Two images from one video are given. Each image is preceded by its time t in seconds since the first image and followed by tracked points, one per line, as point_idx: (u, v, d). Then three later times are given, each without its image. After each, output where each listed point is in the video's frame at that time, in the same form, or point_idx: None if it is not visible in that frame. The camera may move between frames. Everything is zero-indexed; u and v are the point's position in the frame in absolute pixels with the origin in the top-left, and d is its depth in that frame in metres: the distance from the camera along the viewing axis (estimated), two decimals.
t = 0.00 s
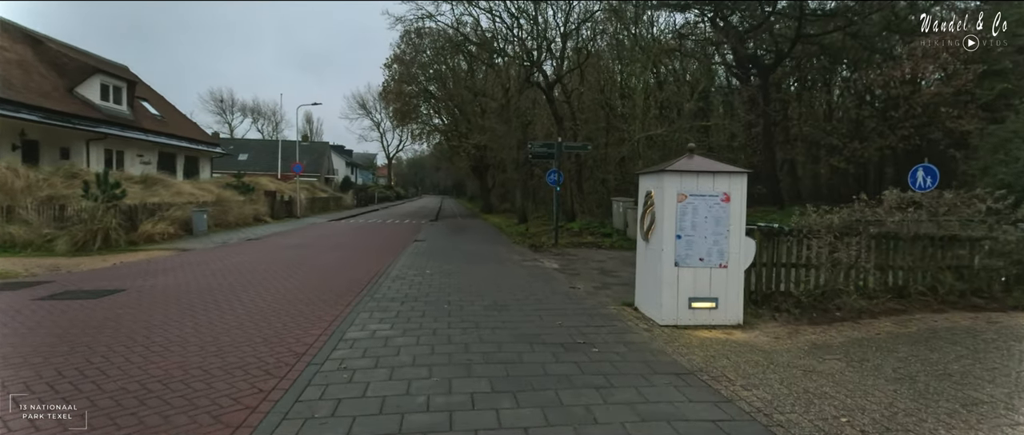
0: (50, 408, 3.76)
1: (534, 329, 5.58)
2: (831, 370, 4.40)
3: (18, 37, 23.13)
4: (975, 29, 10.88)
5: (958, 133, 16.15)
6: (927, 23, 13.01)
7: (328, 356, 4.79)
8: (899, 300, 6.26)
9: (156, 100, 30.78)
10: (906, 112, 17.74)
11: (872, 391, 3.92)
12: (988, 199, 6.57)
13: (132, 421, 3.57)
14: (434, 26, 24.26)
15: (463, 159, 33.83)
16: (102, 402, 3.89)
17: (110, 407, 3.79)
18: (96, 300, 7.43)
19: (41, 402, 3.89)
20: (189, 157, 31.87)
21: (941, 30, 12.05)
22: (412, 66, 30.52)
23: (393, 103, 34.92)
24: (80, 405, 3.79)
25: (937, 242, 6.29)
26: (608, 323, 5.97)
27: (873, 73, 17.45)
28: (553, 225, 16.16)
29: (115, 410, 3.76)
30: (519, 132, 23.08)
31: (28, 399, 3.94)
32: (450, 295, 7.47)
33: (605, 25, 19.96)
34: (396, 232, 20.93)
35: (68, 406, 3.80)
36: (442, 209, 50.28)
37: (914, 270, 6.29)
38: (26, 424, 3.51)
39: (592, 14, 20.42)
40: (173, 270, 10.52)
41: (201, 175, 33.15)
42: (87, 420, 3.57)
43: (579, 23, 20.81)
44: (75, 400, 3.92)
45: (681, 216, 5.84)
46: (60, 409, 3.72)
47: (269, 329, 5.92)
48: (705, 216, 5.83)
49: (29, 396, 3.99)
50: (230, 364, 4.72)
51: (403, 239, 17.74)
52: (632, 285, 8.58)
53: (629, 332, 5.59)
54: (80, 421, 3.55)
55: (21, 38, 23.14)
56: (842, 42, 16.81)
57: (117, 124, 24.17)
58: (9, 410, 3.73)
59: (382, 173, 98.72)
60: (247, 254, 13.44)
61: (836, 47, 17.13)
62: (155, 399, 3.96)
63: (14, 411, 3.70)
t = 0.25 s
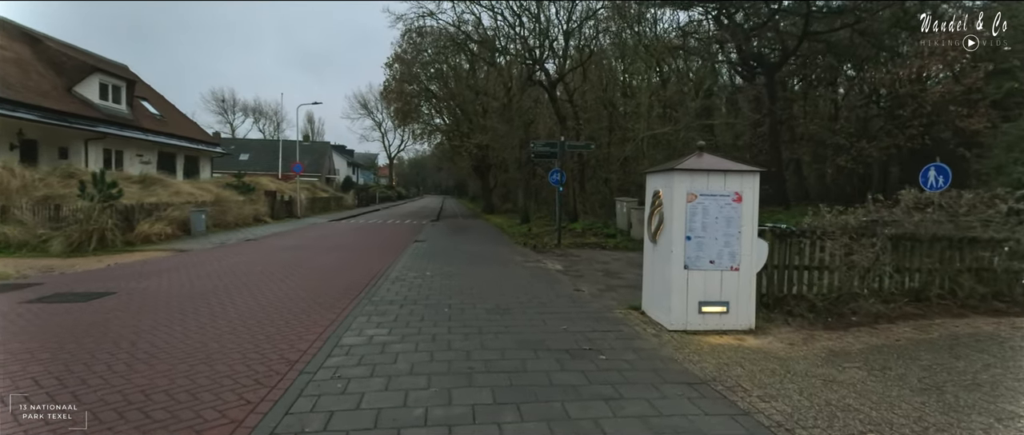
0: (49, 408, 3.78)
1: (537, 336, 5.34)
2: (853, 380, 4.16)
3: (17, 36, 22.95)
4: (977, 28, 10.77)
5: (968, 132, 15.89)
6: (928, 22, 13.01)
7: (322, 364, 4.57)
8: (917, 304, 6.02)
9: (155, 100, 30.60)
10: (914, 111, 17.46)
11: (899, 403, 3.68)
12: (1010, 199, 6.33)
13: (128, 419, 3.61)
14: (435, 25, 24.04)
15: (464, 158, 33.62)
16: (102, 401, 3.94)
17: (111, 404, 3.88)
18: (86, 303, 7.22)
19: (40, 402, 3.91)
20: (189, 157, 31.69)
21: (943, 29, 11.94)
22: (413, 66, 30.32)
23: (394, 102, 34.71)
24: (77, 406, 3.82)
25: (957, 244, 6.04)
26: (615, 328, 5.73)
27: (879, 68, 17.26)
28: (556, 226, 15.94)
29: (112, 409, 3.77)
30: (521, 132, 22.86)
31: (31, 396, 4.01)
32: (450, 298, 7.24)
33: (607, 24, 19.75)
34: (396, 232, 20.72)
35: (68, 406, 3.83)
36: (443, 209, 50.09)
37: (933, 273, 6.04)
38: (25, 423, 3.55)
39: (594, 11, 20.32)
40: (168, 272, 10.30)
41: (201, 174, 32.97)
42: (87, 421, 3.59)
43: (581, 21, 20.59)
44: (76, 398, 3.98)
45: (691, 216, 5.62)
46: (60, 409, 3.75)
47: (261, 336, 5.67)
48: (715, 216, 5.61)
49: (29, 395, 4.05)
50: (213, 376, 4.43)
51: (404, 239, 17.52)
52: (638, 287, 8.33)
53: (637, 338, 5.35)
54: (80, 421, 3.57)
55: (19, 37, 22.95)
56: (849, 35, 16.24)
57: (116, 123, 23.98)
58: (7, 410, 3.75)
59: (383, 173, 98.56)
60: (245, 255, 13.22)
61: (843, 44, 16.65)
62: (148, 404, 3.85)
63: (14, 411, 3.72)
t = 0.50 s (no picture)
0: (50, 408, 3.86)
1: (540, 343, 5.12)
2: (874, 392, 3.93)
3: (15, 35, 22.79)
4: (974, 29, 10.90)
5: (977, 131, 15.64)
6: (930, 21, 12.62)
7: (315, 374, 4.35)
8: (936, 310, 5.79)
9: (155, 99, 30.43)
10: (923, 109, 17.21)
11: (927, 419, 3.45)
12: None
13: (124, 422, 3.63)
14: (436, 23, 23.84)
15: (466, 158, 33.42)
16: (99, 401, 4.00)
17: (108, 405, 3.93)
18: (74, 308, 7.01)
19: (41, 402, 3.98)
20: (189, 157, 31.52)
21: (941, 30, 12.05)
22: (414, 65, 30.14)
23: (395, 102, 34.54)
24: (77, 406, 3.89)
25: (979, 248, 5.80)
26: (622, 335, 5.50)
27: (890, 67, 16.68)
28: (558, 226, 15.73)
29: (109, 413, 3.79)
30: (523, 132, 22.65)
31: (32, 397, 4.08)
32: (450, 302, 7.02)
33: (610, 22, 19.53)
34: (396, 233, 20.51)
35: (68, 406, 3.91)
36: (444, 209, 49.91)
37: (953, 277, 5.80)
38: (24, 423, 3.62)
39: (596, 10, 20.08)
40: (163, 274, 10.10)
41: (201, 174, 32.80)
42: (87, 420, 3.67)
43: (584, 19, 20.37)
44: (75, 399, 4.04)
45: (701, 218, 5.40)
46: (60, 409, 3.83)
47: (252, 344, 5.45)
48: (726, 218, 5.39)
49: (30, 396, 4.11)
50: (203, 385, 4.30)
51: (404, 240, 17.32)
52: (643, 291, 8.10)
53: (644, 346, 5.12)
54: (81, 421, 3.65)
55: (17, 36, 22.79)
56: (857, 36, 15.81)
57: (115, 123, 23.80)
58: (9, 410, 3.84)
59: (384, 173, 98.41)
60: (242, 257, 13.02)
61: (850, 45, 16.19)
62: (146, 410, 3.83)
63: (15, 412, 3.80)
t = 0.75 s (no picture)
0: (49, 409, 3.71)
1: (545, 348, 4.88)
2: (903, 403, 3.68)
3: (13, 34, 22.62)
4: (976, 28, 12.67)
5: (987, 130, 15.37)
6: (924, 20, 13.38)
7: (309, 382, 4.12)
8: (958, 313, 5.55)
9: (155, 99, 30.26)
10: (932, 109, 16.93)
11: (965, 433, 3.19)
12: None
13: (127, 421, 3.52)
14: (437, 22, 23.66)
15: (467, 158, 33.22)
16: (101, 401, 3.87)
17: (112, 404, 3.81)
18: (62, 310, 6.79)
19: (39, 403, 3.84)
20: (188, 156, 31.34)
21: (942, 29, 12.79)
22: (415, 65, 29.96)
23: (396, 102, 34.35)
24: (78, 406, 3.76)
25: (1003, 249, 5.57)
26: (630, 340, 5.26)
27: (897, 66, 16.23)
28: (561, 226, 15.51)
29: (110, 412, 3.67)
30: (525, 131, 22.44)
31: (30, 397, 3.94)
32: (452, 305, 6.78)
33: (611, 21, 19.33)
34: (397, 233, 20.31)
35: (68, 406, 3.76)
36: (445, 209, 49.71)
37: (976, 280, 5.57)
38: (26, 423, 3.49)
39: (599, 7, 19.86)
40: (158, 275, 9.88)
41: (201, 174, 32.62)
42: (86, 422, 3.51)
43: (586, 17, 20.17)
44: (76, 399, 3.91)
45: (713, 217, 5.17)
46: (60, 409, 3.69)
47: (244, 348, 5.20)
48: (739, 217, 5.16)
49: (30, 396, 3.98)
50: (198, 386, 4.15)
51: (404, 240, 17.11)
52: (650, 293, 7.85)
53: (655, 352, 4.88)
54: (80, 422, 3.50)
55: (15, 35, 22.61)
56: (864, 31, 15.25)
57: (114, 122, 23.61)
58: (8, 410, 3.70)
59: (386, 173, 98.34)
60: (240, 257, 12.80)
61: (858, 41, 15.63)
62: (147, 409, 3.71)
63: (13, 412, 3.66)
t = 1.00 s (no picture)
0: (49, 408, 3.75)
1: (552, 357, 4.64)
2: (937, 419, 3.43)
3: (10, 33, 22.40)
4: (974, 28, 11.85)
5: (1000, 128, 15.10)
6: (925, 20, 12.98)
7: (302, 396, 3.87)
8: (984, 319, 5.33)
9: (154, 98, 30.04)
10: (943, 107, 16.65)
11: None
12: None
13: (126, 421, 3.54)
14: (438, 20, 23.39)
15: (469, 158, 32.99)
16: (103, 401, 3.89)
17: (111, 404, 3.84)
18: (49, 315, 6.54)
19: (40, 402, 3.88)
20: (188, 156, 31.14)
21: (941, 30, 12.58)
22: (416, 64, 29.70)
23: (397, 101, 34.10)
24: (77, 406, 3.78)
25: None
26: (642, 348, 5.00)
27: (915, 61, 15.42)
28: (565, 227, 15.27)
29: (109, 413, 3.66)
30: (527, 130, 22.18)
31: (30, 397, 3.97)
32: (454, 310, 6.53)
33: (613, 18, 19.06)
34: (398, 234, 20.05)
35: (67, 406, 3.80)
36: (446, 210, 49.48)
37: (1001, 285, 5.36)
38: (26, 424, 3.52)
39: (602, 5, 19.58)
40: (153, 277, 9.64)
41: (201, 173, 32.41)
42: (86, 421, 3.55)
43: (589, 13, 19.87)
44: (75, 398, 3.93)
45: (729, 220, 4.92)
46: (60, 409, 3.72)
47: (236, 357, 4.94)
48: (756, 219, 4.91)
49: (30, 396, 4.00)
50: (195, 391, 4.06)
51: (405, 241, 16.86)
52: (659, 298, 7.58)
53: (668, 362, 4.63)
54: (80, 421, 3.54)
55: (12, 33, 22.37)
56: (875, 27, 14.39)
57: (112, 121, 23.38)
58: (7, 411, 3.72)
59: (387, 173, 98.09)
60: (237, 258, 12.53)
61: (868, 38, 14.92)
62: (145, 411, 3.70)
63: (13, 412, 3.69)
